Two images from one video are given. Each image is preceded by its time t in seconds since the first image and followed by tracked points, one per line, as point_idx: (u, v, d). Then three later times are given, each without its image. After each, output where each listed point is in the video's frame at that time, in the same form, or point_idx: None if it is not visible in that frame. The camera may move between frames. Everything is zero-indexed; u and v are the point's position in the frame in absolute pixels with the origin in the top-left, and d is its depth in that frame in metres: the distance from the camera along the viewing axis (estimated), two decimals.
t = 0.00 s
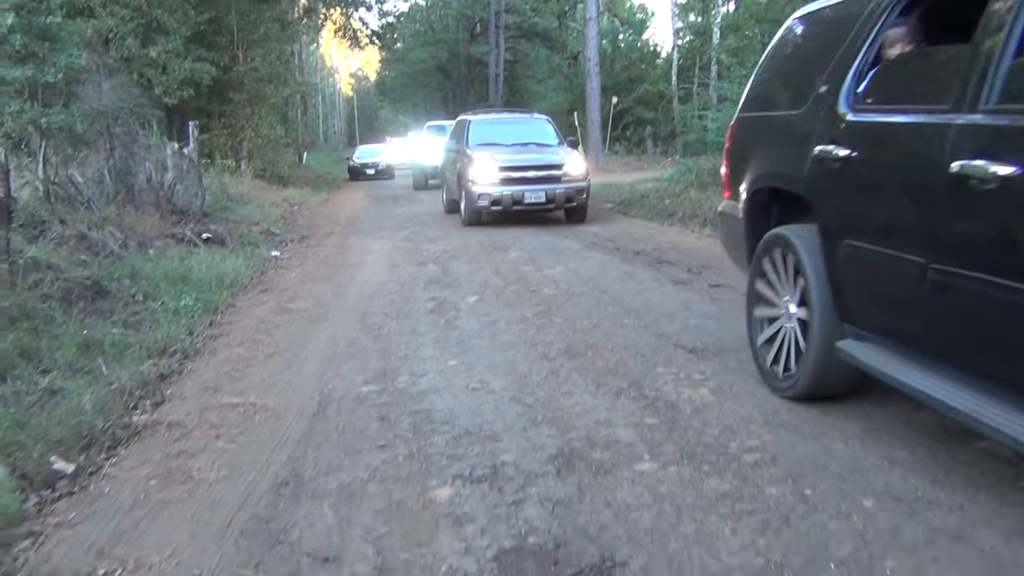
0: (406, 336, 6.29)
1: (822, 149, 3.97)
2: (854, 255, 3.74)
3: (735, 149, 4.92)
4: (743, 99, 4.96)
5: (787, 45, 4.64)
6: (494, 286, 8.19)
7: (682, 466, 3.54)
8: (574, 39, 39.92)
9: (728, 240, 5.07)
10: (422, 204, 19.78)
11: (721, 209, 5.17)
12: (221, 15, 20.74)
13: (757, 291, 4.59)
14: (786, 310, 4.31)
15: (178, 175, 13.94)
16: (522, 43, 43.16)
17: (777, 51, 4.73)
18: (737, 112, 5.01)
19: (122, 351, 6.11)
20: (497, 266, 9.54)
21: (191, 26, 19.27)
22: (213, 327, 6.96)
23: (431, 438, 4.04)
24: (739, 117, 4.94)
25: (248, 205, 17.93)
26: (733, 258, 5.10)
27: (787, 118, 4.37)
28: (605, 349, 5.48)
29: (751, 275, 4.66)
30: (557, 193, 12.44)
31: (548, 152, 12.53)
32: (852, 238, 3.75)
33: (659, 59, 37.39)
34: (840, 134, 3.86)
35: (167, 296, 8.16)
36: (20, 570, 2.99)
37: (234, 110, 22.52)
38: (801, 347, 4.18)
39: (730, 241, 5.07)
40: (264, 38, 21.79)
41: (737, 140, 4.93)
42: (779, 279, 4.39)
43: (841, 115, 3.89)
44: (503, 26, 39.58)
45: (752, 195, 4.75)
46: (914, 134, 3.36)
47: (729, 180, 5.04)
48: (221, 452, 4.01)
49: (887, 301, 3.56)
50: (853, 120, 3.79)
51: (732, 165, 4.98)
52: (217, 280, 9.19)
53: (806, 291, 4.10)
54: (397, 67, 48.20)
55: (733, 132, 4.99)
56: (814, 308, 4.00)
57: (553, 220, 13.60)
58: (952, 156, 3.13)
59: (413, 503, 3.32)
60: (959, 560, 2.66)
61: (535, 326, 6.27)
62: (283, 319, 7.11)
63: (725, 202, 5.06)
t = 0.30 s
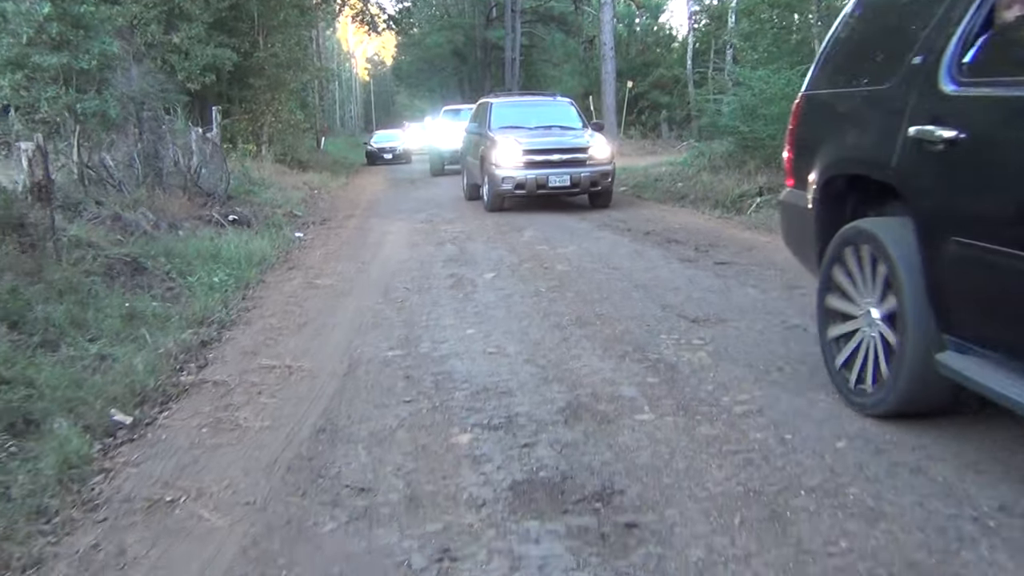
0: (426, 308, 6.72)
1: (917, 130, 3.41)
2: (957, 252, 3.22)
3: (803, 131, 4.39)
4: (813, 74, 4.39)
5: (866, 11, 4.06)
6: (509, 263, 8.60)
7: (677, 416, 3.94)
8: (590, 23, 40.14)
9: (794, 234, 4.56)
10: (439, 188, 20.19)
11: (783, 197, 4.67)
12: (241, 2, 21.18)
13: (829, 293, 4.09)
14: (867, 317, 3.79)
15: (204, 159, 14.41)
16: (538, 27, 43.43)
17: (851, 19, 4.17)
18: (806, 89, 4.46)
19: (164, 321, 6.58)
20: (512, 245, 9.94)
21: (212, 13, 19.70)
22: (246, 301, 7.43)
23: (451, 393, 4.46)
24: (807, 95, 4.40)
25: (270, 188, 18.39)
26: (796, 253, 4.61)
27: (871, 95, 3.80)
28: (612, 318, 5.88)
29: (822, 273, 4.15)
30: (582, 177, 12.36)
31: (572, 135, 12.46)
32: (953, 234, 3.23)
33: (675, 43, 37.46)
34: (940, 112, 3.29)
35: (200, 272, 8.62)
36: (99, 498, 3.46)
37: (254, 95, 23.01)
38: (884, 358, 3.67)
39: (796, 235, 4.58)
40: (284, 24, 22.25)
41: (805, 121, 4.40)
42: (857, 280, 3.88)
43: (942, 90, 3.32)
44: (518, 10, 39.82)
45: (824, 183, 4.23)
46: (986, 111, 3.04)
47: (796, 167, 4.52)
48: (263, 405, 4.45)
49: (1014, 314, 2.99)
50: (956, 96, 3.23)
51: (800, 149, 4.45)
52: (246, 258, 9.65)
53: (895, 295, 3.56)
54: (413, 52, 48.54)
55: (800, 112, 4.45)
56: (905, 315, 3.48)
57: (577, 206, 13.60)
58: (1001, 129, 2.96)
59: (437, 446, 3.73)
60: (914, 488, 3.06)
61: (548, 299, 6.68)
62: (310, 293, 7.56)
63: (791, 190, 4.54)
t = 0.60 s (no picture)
0: (444, 301, 7.16)
1: None
2: None
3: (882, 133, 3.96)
4: (887, 69, 3.96)
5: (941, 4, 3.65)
6: (522, 261, 9.02)
7: (671, 392, 4.36)
8: (604, 27, 40.52)
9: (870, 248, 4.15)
10: (455, 190, 20.65)
11: (854, 207, 4.26)
12: (262, 8, 21.74)
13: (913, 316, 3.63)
14: (961, 347, 3.31)
15: (228, 163, 14.93)
16: (553, 31, 43.86)
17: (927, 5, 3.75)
18: (878, 86, 4.03)
19: (199, 314, 7.06)
20: (525, 244, 10.37)
21: (234, 20, 20.21)
22: (273, 296, 7.90)
23: (466, 374, 4.90)
24: (884, 92, 3.96)
25: (290, 191, 18.91)
26: (870, 270, 4.20)
27: (961, 97, 3.45)
28: (616, 309, 6.31)
29: (903, 295, 3.70)
30: (605, 180, 12.17)
31: (594, 139, 12.30)
32: None
33: (689, 46, 37.75)
34: None
35: (230, 269, 9.11)
36: (157, 461, 3.92)
37: (275, 100, 23.60)
38: (984, 397, 3.18)
39: (870, 250, 4.17)
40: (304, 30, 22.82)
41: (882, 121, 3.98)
42: (953, 303, 3.40)
43: None
44: (533, 14, 40.25)
45: (910, 195, 3.83)
46: None
47: (870, 174, 4.10)
48: (297, 385, 4.90)
49: None
50: None
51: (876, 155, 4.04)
52: (272, 257, 10.12)
53: (1003, 323, 3.09)
54: (429, 56, 49.11)
55: (873, 112, 4.02)
56: (1015, 341, 3.01)
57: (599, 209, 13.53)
58: None
59: (454, 419, 4.17)
60: (875, 451, 3.45)
61: (558, 292, 7.11)
62: (334, 289, 8.03)
63: (867, 199, 4.12)
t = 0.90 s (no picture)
0: (438, 324, 7.58)
1: None
2: None
3: (945, 164, 3.52)
4: (948, 97, 3.55)
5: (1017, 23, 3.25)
6: (513, 286, 9.45)
7: (645, 402, 4.78)
8: (597, 59, 41.26)
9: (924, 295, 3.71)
10: (450, 219, 21.11)
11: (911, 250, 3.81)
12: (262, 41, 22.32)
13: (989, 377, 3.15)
14: None
15: (229, 193, 15.38)
16: (547, 62, 44.61)
17: (1010, 14, 3.28)
18: (940, 109, 3.59)
19: (207, 335, 7.47)
20: (515, 271, 10.80)
21: (235, 52, 20.68)
22: (275, 319, 8.31)
23: (458, 388, 5.32)
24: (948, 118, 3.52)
25: (288, 220, 19.34)
26: (932, 324, 3.72)
27: None
28: (599, 330, 6.74)
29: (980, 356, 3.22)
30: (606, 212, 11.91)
31: (595, 170, 12.07)
32: None
33: (680, 77, 38.45)
34: None
35: (233, 294, 9.52)
36: (176, 464, 4.31)
37: (273, 131, 24.14)
38: None
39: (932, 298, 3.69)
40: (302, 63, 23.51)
41: (948, 152, 3.53)
42: None
43: None
44: (527, 46, 40.97)
45: (986, 240, 3.38)
46: None
47: (932, 214, 3.65)
48: (301, 398, 5.30)
49: None
50: None
51: (939, 188, 3.58)
52: (272, 282, 10.53)
53: None
54: (424, 87, 49.81)
55: (936, 141, 3.58)
56: None
57: (600, 241, 13.36)
58: None
59: (446, 426, 4.57)
60: (822, 451, 3.87)
61: (545, 315, 7.54)
62: (334, 312, 8.44)
63: (930, 242, 3.65)
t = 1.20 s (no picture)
0: (397, 336, 7.94)
1: None
2: None
3: (1007, 179, 3.17)
4: (1003, 107, 3.25)
5: None
6: (469, 302, 9.83)
7: (590, 402, 5.20)
8: (550, 81, 42.01)
9: (976, 332, 3.25)
10: (407, 239, 21.45)
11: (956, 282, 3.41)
12: (217, 64, 22.52)
13: None
14: None
15: (188, 215, 15.56)
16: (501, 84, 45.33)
17: None
18: (990, 124, 3.28)
19: (172, 351, 7.73)
20: (471, 287, 11.20)
21: (190, 75, 20.77)
22: (238, 335, 8.59)
23: (416, 393, 5.68)
24: (1001, 129, 3.21)
25: (246, 240, 19.52)
26: (983, 368, 3.27)
27: None
28: (549, 340, 7.15)
29: None
30: (571, 233, 11.95)
31: (559, 190, 12.11)
32: None
33: (632, 98, 39.34)
34: None
35: (195, 312, 9.76)
36: (152, 465, 4.61)
37: (229, 153, 24.34)
38: None
39: (982, 338, 3.25)
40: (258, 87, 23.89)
41: (1003, 165, 3.19)
42: None
43: None
44: (481, 69, 41.59)
45: None
46: None
47: (988, 238, 3.26)
48: (268, 405, 5.63)
49: None
50: None
51: (991, 209, 3.24)
52: (234, 301, 10.79)
53: None
54: (379, 109, 50.20)
55: (987, 156, 3.25)
56: None
57: (563, 260, 13.38)
58: None
59: (407, 426, 4.94)
60: (745, 439, 4.30)
61: (499, 327, 7.93)
62: (295, 328, 8.75)
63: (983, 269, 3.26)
